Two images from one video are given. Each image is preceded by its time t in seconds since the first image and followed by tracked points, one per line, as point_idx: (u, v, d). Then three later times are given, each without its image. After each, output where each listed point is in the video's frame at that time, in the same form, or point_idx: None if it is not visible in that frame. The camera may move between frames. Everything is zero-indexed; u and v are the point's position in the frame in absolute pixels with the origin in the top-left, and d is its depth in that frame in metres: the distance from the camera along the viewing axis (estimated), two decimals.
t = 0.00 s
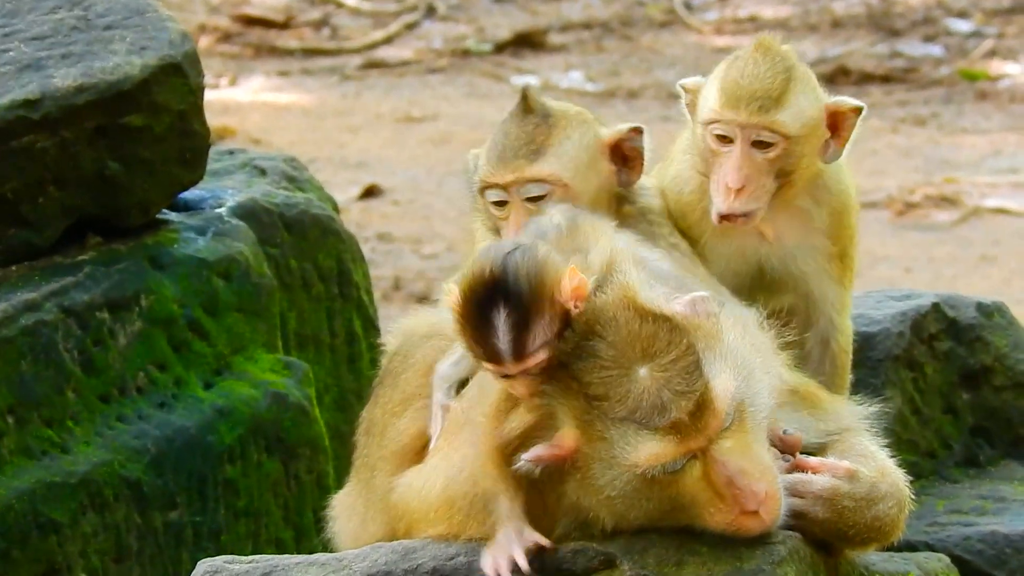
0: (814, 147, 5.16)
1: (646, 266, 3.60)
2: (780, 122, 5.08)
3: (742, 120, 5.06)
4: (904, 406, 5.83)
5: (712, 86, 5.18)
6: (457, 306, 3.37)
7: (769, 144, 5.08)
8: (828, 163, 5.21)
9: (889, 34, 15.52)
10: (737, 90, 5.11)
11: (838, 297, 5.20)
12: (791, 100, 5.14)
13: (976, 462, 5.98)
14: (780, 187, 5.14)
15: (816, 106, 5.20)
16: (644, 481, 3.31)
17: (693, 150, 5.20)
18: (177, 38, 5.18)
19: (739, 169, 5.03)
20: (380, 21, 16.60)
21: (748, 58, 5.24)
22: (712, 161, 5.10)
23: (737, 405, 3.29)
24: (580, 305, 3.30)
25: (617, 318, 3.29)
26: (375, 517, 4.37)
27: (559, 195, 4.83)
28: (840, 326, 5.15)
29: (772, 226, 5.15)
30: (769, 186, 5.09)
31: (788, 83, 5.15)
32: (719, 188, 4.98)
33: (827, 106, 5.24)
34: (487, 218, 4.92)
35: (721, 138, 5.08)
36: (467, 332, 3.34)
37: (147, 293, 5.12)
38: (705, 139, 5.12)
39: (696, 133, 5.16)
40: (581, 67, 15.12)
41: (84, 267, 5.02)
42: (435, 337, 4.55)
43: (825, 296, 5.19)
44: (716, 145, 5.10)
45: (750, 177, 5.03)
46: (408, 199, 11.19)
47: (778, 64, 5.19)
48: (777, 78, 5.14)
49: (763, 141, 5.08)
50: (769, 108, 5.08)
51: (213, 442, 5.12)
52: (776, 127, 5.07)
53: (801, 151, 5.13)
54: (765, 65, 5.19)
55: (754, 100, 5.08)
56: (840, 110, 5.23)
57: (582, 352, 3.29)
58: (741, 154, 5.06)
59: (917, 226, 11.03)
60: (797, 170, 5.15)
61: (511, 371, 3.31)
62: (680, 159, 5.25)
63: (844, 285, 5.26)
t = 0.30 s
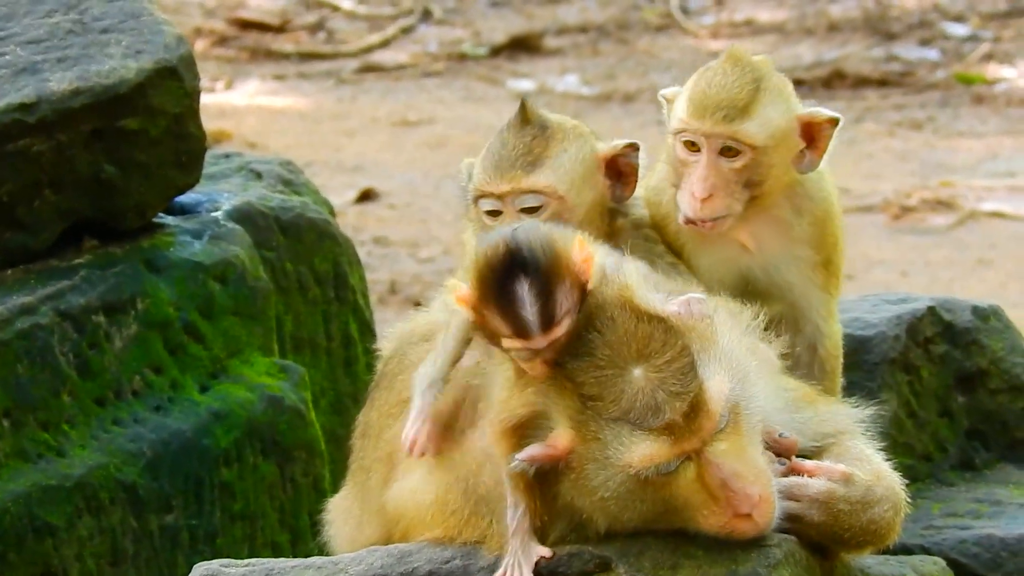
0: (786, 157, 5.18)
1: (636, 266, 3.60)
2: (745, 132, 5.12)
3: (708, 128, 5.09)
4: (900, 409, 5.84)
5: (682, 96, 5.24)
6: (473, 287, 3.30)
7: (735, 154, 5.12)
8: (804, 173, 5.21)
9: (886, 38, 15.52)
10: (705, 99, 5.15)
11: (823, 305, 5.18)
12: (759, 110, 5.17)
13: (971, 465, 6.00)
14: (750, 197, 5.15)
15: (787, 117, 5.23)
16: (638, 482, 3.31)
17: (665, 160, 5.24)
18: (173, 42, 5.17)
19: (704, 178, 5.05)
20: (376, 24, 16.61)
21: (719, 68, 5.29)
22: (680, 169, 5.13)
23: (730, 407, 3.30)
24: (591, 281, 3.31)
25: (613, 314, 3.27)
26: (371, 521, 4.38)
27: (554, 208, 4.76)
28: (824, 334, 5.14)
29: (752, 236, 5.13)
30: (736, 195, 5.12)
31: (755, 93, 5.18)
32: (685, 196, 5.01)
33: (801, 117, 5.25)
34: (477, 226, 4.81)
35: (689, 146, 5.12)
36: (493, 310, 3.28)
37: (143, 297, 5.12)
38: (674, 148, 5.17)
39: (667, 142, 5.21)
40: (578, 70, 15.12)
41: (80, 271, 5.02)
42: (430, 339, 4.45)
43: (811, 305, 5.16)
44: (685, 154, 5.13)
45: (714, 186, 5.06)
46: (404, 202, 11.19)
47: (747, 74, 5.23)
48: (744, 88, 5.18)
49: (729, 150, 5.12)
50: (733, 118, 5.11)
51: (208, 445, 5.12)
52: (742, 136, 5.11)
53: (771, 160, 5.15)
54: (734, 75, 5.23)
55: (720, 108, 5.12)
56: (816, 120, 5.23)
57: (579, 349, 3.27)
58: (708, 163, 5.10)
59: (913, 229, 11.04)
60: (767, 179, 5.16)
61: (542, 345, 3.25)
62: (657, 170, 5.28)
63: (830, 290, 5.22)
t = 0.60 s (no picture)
0: (754, 160, 5.21)
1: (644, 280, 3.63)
2: (705, 136, 5.19)
3: (668, 134, 5.18)
4: (895, 412, 5.84)
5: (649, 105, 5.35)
6: (528, 243, 3.44)
7: (697, 158, 5.21)
8: (779, 175, 5.22)
9: (881, 41, 15.52)
10: (667, 107, 5.25)
11: (813, 310, 5.17)
12: (720, 114, 5.25)
13: (967, 469, 6.01)
14: (719, 201, 5.22)
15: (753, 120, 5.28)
16: (631, 488, 3.30)
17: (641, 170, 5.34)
18: (168, 45, 5.17)
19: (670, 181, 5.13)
20: (371, 28, 16.62)
21: (685, 75, 5.38)
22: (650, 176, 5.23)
23: (725, 411, 3.31)
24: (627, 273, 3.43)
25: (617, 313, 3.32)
26: (367, 525, 4.37)
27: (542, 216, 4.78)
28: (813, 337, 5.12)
29: (736, 239, 5.16)
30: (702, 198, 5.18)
31: (717, 96, 5.25)
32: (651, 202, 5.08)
33: (771, 120, 5.28)
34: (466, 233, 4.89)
35: (656, 153, 5.21)
36: (539, 266, 3.42)
37: (137, 300, 5.12)
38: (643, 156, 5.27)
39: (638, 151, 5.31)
40: (573, 73, 15.13)
41: (75, 275, 5.02)
42: (418, 352, 4.46)
43: (800, 310, 5.14)
44: (653, 160, 5.22)
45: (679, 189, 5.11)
46: (399, 206, 11.20)
47: (710, 78, 5.30)
48: (705, 92, 5.25)
49: (691, 155, 5.21)
50: (692, 123, 5.20)
51: (203, 449, 5.12)
52: (703, 140, 5.19)
53: (736, 163, 5.21)
54: (697, 81, 5.31)
55: (679, 114, 5.22)
56: (787, 122, 5.23)
57: (578, 346, 3.30)
58: (672, 169, 5.18)
59: (908, 233, 11.04)
60: (732, 182, 5.22)
61: (578, 307, 3.32)
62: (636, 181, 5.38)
63: (819, 295, 5.22)
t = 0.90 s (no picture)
0: (736, 165, 5.23)
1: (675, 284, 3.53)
2: (685, 144, 5.19)
3: (647, 142, 5.17)
4: (891, 415, 5.84)
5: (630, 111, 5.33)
6: (620, 208, 3.54)
7: (677, 165, 5.22)
8: (763, 181, 5.24)
9: (877, 44, 15.52)
10: (648, 114, 5.22)
11: (806, 313, 5.22)
12: (701, 120, 5.24)
13: (962, 472, 6.02)
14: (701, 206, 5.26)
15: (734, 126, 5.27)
16: (625, 488, 3.29)
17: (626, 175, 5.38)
18: (163, 49, 5.18)
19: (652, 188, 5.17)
20: (367, 31, 16.64)
21: (667, 81, 5.36)
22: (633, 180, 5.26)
23: (723, 416, 3.31)
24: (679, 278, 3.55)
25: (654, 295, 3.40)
26: (364, 529, 4.35)
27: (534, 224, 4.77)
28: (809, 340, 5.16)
29: (727, 244, 5.22)
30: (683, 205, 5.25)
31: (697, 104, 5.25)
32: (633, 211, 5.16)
33: (754, 125, 5.27)
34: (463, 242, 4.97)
35: (637, 159, 5.21)
36: (618, 230, 3.53)
37: (133, 303, 5.12)
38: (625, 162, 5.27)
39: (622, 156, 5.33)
40: (569, 76, 15.13)
41: (71, 278, 5.01)
42: (411, 359, 4.45)
43: (793, 313, 5.20)
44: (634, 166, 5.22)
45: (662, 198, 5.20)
46: (395, 209, 11.19)
47: (691, 84, 5.30)
48: (685, 100, 5.25)
49: (671, 162, 5.22)
50: (672, 131, 5.19)
51: (199, 452, 5.12)
52: (683, 148, 5.20)
53: (717, 170, 5.22)
54: (679, 87, 5.30)
55: (659, 121, 5.20)
56: (772, 127, 5.21)
57: (583, 341, 3.29)
58: (653, 177, 5.20)
59: (904, 236, 11.04)
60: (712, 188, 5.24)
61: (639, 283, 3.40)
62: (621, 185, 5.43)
63: (813, 297, 5.29)
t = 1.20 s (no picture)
0: (726, 165, 5.19)
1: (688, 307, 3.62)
2: (674, 144, 5.16)
3: (637, 142, 5.13)
4: (888, 415, 5.85)
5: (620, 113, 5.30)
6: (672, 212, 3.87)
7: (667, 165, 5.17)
8: (755, 179, 5.21)
9: (872, 44, 15.53)
10: (637, 114, 5.19)
11: (800, 313, 5.26)
12: (690, 119, 5.20)
13: (959, 471, 6.03)
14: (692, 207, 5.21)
15: (725, 125, 5.23)
16: (621, 487, 3.30)
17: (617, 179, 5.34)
18: (158, 49, 5.17)
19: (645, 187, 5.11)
20: (363, 32, 16.64)
21: (656, 83, 5.34)
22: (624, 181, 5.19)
23: (722, 417, 3.30)
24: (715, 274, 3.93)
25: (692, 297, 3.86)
26: (361, 528, 4.36)
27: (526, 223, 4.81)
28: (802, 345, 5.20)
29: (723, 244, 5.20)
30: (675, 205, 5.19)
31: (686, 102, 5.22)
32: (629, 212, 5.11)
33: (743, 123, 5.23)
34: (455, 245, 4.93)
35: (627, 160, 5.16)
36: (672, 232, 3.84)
37: (129, 305, 5.12)
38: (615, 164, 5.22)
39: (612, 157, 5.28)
40: (564, 77, 15.13)
41: (66, 279, 5.01)
42: (412, 353, 4.46)
43: (788, 314, 5.22)
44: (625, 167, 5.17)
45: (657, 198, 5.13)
46: (391, 210, 11.19)
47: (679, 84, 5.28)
48: (674, 99, 5.22)
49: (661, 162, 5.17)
50: (661, 130, 5.15)
51: (196, 453, 5.12)
52: (672, 147, 5.16)
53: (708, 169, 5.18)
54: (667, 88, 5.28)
55: (649, 120, 5.17)
56: (762, 126, 5.16)
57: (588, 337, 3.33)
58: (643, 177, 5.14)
59: (900, 236, 11.05)
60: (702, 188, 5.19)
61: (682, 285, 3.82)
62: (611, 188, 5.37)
63: (808, 298, 5.31)
